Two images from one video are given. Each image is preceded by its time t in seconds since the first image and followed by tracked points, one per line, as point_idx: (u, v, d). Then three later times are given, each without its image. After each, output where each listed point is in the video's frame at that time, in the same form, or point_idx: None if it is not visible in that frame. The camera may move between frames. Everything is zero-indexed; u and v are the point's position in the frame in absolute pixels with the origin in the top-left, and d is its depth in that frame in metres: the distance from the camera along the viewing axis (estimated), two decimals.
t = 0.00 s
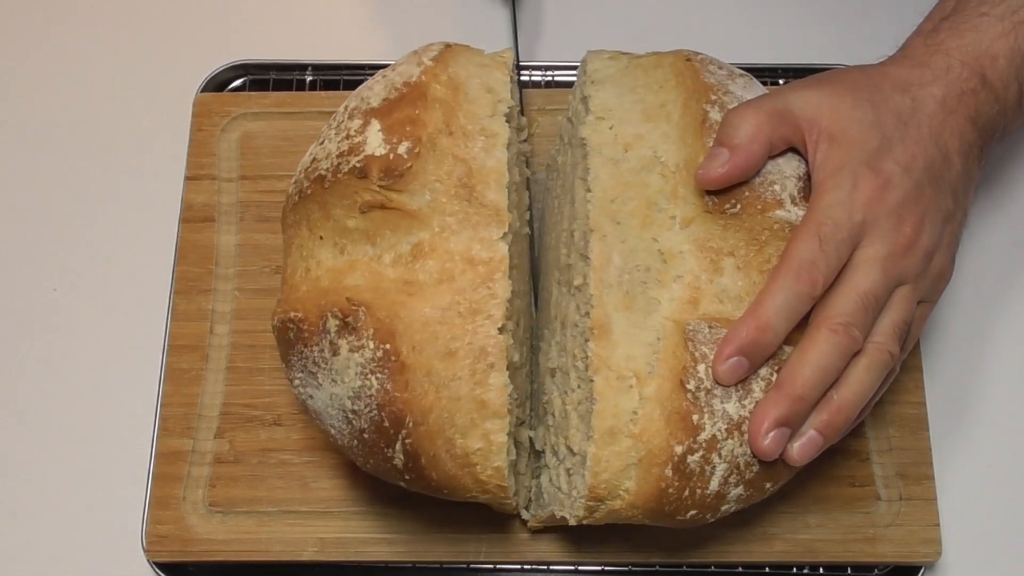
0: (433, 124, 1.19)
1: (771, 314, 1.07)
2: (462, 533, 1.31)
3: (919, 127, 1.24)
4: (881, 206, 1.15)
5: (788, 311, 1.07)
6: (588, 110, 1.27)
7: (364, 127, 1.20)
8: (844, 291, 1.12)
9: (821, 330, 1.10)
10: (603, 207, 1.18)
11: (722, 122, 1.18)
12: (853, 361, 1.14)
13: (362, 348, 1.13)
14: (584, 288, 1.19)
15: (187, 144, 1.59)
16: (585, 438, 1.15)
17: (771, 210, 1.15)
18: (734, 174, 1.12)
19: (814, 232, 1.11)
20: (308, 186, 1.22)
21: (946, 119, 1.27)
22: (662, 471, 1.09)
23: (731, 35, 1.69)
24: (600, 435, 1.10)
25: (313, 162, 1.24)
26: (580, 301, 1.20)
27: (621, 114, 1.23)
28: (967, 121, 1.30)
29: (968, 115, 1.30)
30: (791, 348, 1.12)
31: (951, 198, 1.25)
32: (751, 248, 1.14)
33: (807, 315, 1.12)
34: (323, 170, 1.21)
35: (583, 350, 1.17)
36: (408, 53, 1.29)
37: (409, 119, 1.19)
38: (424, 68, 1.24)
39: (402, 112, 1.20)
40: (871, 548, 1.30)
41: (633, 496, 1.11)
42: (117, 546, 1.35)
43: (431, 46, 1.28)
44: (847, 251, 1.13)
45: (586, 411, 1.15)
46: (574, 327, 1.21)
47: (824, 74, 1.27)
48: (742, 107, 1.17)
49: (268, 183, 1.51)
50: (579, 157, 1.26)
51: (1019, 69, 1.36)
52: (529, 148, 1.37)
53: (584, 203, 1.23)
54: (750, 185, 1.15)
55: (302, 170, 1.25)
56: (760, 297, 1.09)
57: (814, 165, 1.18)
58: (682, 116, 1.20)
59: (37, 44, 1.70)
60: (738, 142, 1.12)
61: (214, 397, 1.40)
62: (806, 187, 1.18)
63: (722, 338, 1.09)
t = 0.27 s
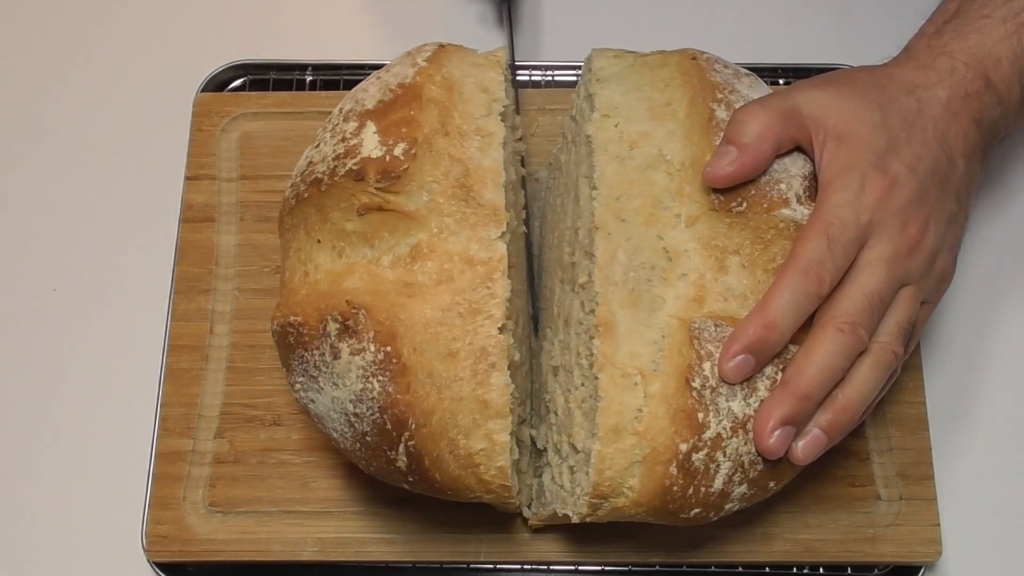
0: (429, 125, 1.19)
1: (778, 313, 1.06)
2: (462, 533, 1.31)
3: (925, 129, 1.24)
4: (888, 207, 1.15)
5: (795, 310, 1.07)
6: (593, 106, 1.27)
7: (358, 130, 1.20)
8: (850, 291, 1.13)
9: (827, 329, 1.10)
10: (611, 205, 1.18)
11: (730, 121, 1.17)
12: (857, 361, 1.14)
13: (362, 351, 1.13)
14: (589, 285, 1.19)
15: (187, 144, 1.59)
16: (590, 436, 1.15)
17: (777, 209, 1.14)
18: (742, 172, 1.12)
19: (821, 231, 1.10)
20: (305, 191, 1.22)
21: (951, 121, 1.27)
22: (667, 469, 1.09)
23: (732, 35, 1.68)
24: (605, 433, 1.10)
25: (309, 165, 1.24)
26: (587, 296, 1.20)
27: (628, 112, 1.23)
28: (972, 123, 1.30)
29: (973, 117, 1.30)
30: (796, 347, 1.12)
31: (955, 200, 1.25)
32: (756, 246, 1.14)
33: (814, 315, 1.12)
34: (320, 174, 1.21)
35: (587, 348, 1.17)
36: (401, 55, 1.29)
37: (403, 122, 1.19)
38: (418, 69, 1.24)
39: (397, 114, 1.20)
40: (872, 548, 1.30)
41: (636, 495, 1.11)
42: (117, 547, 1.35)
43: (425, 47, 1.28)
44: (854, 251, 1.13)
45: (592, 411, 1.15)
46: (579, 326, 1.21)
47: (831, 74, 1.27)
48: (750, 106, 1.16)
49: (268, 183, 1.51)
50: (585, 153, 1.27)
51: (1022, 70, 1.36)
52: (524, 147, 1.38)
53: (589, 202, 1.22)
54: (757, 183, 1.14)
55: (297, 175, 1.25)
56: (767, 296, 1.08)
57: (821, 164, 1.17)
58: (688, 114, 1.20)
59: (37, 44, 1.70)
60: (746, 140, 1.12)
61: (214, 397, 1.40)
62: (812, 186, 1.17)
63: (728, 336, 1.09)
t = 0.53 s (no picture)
0: (432, 125, 1.19)
1: (802, 313, 1.07)
2: (463, 533, 1.31)
3: (943, 134, 1.26)
4: (907, 211, 1.17)
5: (819, 311, 1.08)
6: (611, 102, 1.26)
7: (361, 131, 1.20)
8: (870, 293, 1.14)
9: (849, 331, 1.11)
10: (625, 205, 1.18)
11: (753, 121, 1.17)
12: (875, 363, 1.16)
13: (365, 351, 1.13)
14: (608, 278, 1.19)
15: (187, 144, 1.59)
16: (609, 435, 1.15)
17: (798, 209, 1.14)
18: (765, 173, 1.11)
19: (845, 233, 1.12)
20: (307, 191, 1.22)
21: (967, 127, 1.29)
22: (687, 468, 1.08)
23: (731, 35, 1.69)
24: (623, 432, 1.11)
25: (312, 165, 1.24)
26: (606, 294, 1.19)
27: (647, 109, 1.22)
28: (985, 128, 1.32)
29: (987, 123, 1.32)
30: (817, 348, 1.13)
31: (970, 205, 1.27)
32: (775, 246, 1.13)
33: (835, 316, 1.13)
34: (323, 173, 1.20)
35: (608, 348, 1.17)
36: (404, 55, 1.29)
37: (405, 121, 1.19)
38: (421, 69, 1.24)
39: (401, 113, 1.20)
40: (872, 548, 1.30)
41: (655, 494, 1.11)
42: (117, 547, 1.34)
43: (427, 46, 1.28)
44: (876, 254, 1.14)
45: (610, 412, 1.15)
46: (594, 325, 1.21)
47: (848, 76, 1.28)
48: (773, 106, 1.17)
49: (269, 183, 1.51)
50: (599, 146, 1.27)
51: None
52: (526, 147, 1.38)
53: (603, 202, 1.23)
54: (779, 183, 1.14)
55: (301, 173, 1.25)
56: (791, 296, 1.09)
57: (841, 167, 1.18)
58: (707, 112, 1.19)
59: (36, 43, 1.69)
60: (771, 140, 1.12)
61: (215, 397, 1.40)
62: (832, 189, 1.18)
63: (752, 336, 1.09)
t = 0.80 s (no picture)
0: (432, 125, 1.19)
1: (816, 320, 1.07)
2: (463, 533, 1.31)
3: (952, 139, 1.26)
4: (920, 217, 1.17)
5: (833, 317, 1.08)
6: (619, 106, 1.27)
7: (360, 131, 1.20)
8: (883, 299, 1.14)
9: (862, 337, 1.12)
10: (640, 209, 1.17)
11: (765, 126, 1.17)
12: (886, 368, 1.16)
13: (365, 351, 1.14)
14: (619, 278, 1.18)
15: (187, 144, 1.59)
16: (620, 442, 1.15)
17: (808, 215, 1.14)
18: (778, 179, 1.12)
19: (858, 239, 1.11)
20: (307, 191, 1.22)
21: (976, 131, 1.29)
22: (701, 475, 1.09)
23: (731, 36, 1.69)
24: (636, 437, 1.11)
25: (312, 165, 1.24)
26: (618, 296, 1.18)
27: (657, 113, 1.22)
28: (993, 133, 1.32)
29: (996, 127, 1.32)
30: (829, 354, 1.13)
31: (979, 210, 1.28)
32: (785, 251, 1.13)
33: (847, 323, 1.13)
34: (322, 174, 1.21)
35: (620, 356, 1.16)
36: (404, 55, 1.29)
37: (405, 121, 1.19)
38: (421, 69, 1.24)
39: (401, 113, 1.20)
40: (871, 549, 1.30)
41: (668, 501, 1.11)
42: (117, 547, 1.34)
43: (426, 47, 1.28)
44: (888, 260, 1.14)
45: (622, 416, 1.15)
46: (604, 327, 1.21)
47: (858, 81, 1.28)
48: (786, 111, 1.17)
49: (269, 183, 1.51)
50: (609, 147, 1.27)
51: None
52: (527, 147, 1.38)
53: (615, 205, 1.23)
54: (790, 189, 1.15)
55: (301, 173, 1.25)
56: (804, 303, 1.09)
57: (854, 173, 1.18)
58: (717, 117, 1.19)
59: (37, 43, 1.69)
60: (783, 147, 1.12)
61: (215, 397, 1.40)
62: (843, 195, 1.18)
63: (767, 342, 1.09)
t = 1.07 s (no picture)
0: (427, 123, 1.19)
1: (838, 323, 1.07)
2: (462, 533, 1.31)
3: (968, 145, 1.26)
4: (937, 223, 1.17)
5: (854, 321, 1.07)
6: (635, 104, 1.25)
7: (354, 130, 1.20)
8: (900, 304, 1.15)
9: (879, 341, 1.12)
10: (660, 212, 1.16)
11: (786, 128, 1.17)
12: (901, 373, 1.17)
13: (362, 350, 1.13)
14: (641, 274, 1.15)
15: (187, 144, 1.59)
16: (637, 442, 1.13)
17: (826, 218, 1.14)
18: (800, 181, 1.11)
19: (879, 243, 1.11)
20: (303, 190, 1.22)
21: (991, 138, 1.29)
22: (719, 476, 1.07)
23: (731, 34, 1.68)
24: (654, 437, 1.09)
25: (308, 164, 1.24)
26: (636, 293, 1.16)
27: (674, 112, 1.21)
28: (1007, 139, 1.32)
29: (1010, 134, 1.32)
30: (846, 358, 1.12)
31: (992, 217, 1.28)
32: (801, 254, 1.12)
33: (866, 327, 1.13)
34: (319, 173, 1.21)
35: (637, 359, 1.15)
36: (401, 54, 1.29)
37: (399, 121, 1.19)
38: (416, 68, 1.24)
39: (395, 113, 1.20)
40: (872, 548, 1.29)
41: (685, 502, 1.10)
42: (118, 546, 1.35)
43: (422, 45, 1.28)
44: (907, 265, 1.14)
45: (642, 417, 1.13)
46: (621, 325, 1.19)
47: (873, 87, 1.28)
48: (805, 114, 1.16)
49: (268, 182, 1.52)
50: (623, 144, 1.25)
51: None
52: (524, 146, 1.38)
53: (631, 203, 1.21)
54: (809, 192, 1.14)
55: (297, 172, 1.26)
56: (824, 305, 1.09)
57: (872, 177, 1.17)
58: (735, 117, 1.18)
59: (38, 45, 1.70)
60: (805, 149, 1.11)
61: (214, 397, 1.40)
62: (861, 198, 1.17)
63: (786, 345, 1.08)
